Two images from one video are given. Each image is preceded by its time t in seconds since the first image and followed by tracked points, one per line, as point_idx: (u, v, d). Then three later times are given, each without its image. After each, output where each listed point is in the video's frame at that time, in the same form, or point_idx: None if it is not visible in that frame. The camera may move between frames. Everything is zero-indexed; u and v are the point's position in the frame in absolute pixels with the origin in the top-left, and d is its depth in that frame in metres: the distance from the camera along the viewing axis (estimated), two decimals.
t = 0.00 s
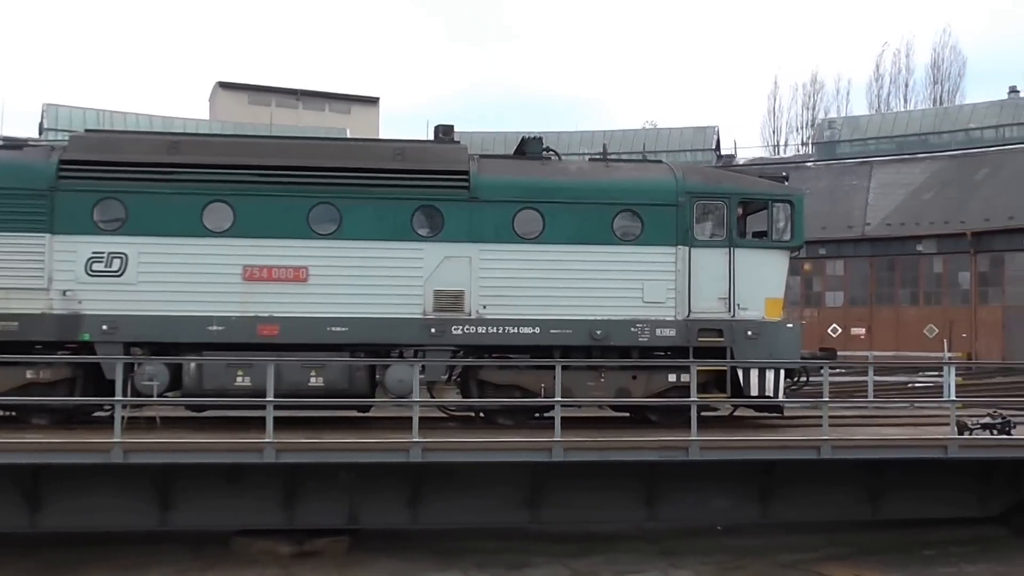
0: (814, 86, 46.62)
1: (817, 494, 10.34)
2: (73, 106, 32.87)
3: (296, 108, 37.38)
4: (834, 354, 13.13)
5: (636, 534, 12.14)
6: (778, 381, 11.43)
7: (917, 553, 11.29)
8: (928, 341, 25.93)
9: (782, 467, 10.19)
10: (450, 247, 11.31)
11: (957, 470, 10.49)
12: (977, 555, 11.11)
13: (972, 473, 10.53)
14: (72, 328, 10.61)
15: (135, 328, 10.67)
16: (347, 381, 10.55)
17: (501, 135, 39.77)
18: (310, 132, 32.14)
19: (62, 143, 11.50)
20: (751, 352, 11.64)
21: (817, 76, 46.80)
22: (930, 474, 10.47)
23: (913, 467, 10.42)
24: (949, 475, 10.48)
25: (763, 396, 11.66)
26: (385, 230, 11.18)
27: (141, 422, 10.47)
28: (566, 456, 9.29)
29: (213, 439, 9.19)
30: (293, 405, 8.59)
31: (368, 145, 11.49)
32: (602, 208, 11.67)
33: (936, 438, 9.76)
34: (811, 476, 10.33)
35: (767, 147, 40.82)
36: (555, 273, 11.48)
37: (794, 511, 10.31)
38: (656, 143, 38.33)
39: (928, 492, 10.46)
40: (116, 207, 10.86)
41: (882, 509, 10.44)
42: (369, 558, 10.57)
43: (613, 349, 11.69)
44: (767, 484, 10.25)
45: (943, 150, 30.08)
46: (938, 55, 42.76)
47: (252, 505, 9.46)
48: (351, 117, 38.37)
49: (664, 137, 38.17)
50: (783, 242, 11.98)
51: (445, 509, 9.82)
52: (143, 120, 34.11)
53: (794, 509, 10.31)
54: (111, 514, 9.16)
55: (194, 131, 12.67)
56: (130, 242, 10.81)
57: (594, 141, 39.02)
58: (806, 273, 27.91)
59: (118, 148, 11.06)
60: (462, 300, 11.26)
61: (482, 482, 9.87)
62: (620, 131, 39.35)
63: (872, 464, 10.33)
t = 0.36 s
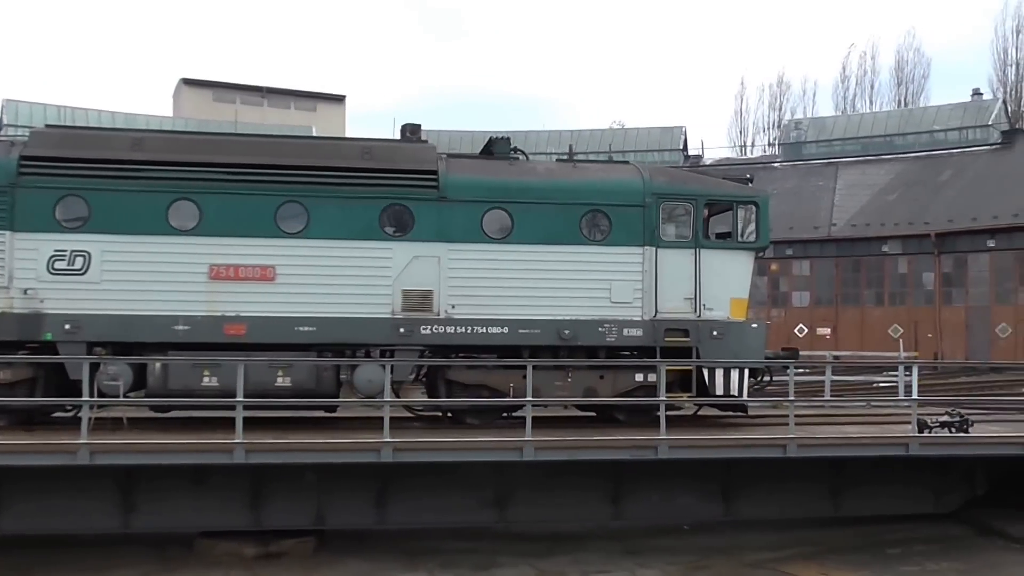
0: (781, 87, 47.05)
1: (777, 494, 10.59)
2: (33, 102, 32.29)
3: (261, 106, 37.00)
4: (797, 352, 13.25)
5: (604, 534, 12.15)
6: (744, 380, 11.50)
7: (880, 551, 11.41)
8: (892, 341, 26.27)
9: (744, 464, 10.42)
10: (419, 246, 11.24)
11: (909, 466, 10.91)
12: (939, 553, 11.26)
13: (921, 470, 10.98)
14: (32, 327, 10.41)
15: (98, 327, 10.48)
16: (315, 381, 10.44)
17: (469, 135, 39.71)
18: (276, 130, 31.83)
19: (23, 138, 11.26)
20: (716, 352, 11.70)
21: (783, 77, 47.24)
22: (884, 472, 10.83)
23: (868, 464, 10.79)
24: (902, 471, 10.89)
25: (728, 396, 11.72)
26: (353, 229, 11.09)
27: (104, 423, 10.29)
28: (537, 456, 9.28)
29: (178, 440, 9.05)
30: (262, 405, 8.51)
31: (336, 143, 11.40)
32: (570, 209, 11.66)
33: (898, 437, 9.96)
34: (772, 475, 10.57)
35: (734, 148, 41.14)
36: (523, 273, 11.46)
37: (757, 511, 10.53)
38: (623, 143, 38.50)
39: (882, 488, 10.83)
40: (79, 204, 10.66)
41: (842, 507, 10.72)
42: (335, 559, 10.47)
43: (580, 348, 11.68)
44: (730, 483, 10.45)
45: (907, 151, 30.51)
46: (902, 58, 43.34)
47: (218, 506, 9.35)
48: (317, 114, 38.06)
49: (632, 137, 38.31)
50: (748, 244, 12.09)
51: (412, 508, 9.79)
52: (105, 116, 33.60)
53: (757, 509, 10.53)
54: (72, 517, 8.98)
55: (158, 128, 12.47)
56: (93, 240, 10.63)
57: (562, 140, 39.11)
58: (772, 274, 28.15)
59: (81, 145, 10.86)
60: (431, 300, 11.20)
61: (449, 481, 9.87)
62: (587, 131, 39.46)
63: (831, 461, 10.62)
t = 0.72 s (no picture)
0: (749, 88, 47.43)
1: (741, 493, 10.87)
2: None
3: (227, 102, 36.58)
4: (762, 353, 13.33)
5: (572, 534, 12.15)
6: (710, 380, 11.57)
7: (846, 550, 11.51)
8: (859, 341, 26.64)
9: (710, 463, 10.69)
10: (389, 246, 11.19)
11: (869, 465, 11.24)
12: (904, 551, 11.40)
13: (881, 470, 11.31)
14: None
15: (62, 327, 10.31)
16: (284, 382, 10.35)
17: (438, 134, 39.59)
18: (243, 127, 31.50)
19: None
20: (683, 351, 11.78)
21: (751, 78, 47.63)
22: (846, 470, 11.15)
23: (831, 463, 11.10)
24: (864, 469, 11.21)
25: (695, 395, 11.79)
26: (322, 228, 11.01)
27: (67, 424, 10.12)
28: (509, 455, 9.32)
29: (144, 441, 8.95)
30: (233, 404, 8.47)
31: (304, 141, 11.26)
32: (539, 209, 11.66)
33: (861, 435, 10.21)
34: (736, 473, 10.86)
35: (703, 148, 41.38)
36: (493, 273, 11.46)
37: (721, 508, 10.78)
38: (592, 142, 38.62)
39: (844, 485, 11.15)
40: (43, 201, 10.46)
41: (804, 503, 11.02)
42: (302, 560, 10.39)
43: (549, 348, 11.67)
44: (696, 482, 10.70)
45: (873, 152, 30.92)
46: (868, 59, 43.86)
47: (185, 508, 9.25)
48: (284, 112, 37.71)
49: (601, 137, 38.40)
50: (715, 244, 12.19)
51: (381, 509, 9.78)
52: (67, 111, 33.05)
53: (721, 507, 10.78)
54: (34, 519, 8.85)
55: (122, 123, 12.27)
56: (57, 238, 10.45)
57: (530, 139, 39.17)
58: (740, 274, 28.31)
59: (45, 140, 10.64)
60: (401, 299, 11.16)
61: (418, 480, 9.91)
62: (556, 130, 39.52)
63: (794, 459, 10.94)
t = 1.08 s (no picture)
0: (717, 89, 47.81)
1: (706, 490, 11.09)
2: None
3: (194, 100, 36.17)
4: (726, 352, 13.40)
5: (542, 534, 12.12)
6: (675, 379, 11.60)
7: (812, 550, 11.57)
8: (826, 340, 26.93)
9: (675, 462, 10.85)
10: (358, 246, 11.09)
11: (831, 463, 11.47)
12: (870, 551, 11.48)
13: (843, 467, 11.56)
14: None
15: (28, 326, 10.08)
16: (254, 382, 10.19)
17: (407, 133, 39.44)
18: (211, 125, 31.14)
19: None
20: (650, 351, 11.81)
21: (720, 79, 48.02)
22: (809, 467, 11.36)
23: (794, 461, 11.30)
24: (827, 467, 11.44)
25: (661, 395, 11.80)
26: (292, 227, 10.88)
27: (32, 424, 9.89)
28: (481, 454, 9.33)
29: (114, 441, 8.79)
30: (204, 404, 8.45)
31: (274, 140, 11.13)
32: (508, 209, 11.62)
33: (825, 433, 10.45)
34: (702, 472, 11.04)
35: (671, 148, 41.60)
36: (463, 273, 11.39)
37: (689, 506, 10.98)
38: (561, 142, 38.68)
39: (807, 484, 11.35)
40: (8, 198, 10.22)
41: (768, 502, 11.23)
42: (269, 561, 10.25)
43: (518, 348, 11.60)
44: (663, 481, 10.87)
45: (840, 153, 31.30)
46: (834, 60, 44.38)
47: (151, 508, 9.12)
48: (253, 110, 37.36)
49: (570, 137, 38.47)
50: (681, 245, 12.27)
51: (349, 510, 9.72)
52: (29, 108, 32.47)
53: (689, 505, 10.98)
54: None
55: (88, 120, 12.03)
56: (23, 236, 10.20)
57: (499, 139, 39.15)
58: (709, 274, 28.49)
59: (9, 136, 10.38)
60: (371, 299, 11.05)
61: (386, 481, 9.88)
62: (525, 130, 39.54)
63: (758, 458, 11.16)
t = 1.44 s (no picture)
0: (686, 89, 48.04)
1: (669, 489, 11.43)
2: None
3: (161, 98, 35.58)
4: (691, 352, 13.32)
5: (509, 534, 11.99)
6: (642, 378, 11.60)
7: (780, 549, 11.54)
8: (792, 340, 27.19)
9: (638, 460, 11.25)
10: (328, 245, 10.88)
11: (788, 461, 11.94)
12: (836, 550, 11.48)
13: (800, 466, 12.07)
14: None
15: None
16: (223, 381, 9.95)
17: (376, 132, 39.15)
18: (178, 123, 30.68)
19: None
20: (616, 351, 11.75)
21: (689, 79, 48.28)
22: (767, 465, 11.84)
23: (753, 461, 11.78)
24: (784, 465, 11.93)
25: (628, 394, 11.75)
26: (262, 227, 10.64)
27: None
28: (451, 453, 9.48)
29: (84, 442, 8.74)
30: (174, 404, 8.50)
31: (244, 139, 10.88)
32: (477, 209, 11.48)
33: (789, 431, 10.73)
34: (665, 472, 11.40)
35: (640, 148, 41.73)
36: (433, 272, 11.24)
37: (651, 506, 11.34)
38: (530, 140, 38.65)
39: (765, 481, 11.82)
40: None
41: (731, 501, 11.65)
42: (236, 562, 10.02)
43: (486, 348, 11.48)
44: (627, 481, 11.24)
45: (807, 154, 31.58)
46: (802, 62, 44.81)
47: (121, 507, 9.31)
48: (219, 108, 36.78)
49: (539, 136, 38.41)
50: (647, 246, 12.17)
51: (317, 508, 10.02)
52: None
53: (651, 504, 11.34)
54: None
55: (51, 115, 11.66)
56: None
57: (468, 138, 39.00)
58: (677, 274, 28.59)
59: None
60: (340, 299, 10.85)
61: (353, 480, 10.15)
62: (495, 129, 39.43)
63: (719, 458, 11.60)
